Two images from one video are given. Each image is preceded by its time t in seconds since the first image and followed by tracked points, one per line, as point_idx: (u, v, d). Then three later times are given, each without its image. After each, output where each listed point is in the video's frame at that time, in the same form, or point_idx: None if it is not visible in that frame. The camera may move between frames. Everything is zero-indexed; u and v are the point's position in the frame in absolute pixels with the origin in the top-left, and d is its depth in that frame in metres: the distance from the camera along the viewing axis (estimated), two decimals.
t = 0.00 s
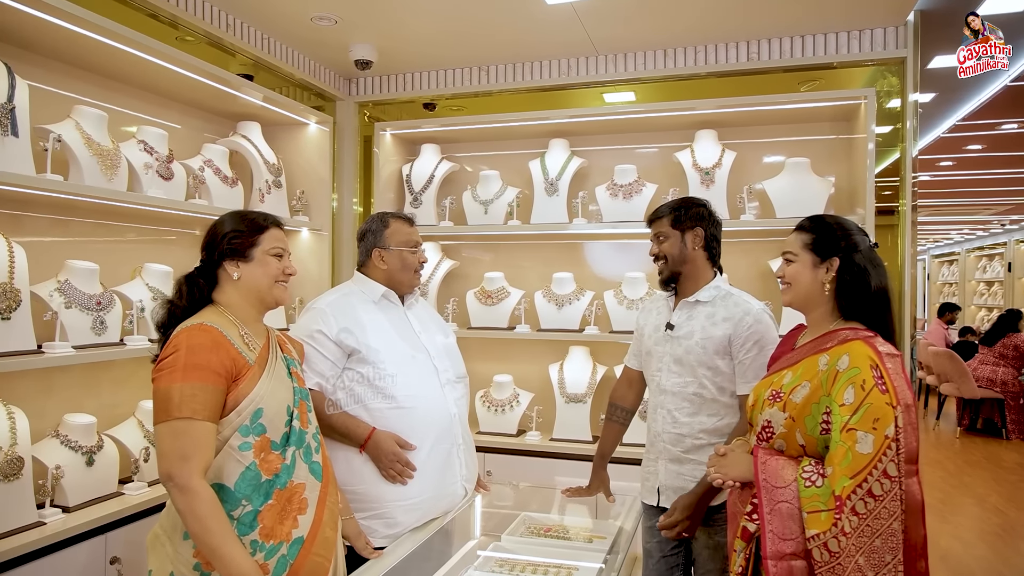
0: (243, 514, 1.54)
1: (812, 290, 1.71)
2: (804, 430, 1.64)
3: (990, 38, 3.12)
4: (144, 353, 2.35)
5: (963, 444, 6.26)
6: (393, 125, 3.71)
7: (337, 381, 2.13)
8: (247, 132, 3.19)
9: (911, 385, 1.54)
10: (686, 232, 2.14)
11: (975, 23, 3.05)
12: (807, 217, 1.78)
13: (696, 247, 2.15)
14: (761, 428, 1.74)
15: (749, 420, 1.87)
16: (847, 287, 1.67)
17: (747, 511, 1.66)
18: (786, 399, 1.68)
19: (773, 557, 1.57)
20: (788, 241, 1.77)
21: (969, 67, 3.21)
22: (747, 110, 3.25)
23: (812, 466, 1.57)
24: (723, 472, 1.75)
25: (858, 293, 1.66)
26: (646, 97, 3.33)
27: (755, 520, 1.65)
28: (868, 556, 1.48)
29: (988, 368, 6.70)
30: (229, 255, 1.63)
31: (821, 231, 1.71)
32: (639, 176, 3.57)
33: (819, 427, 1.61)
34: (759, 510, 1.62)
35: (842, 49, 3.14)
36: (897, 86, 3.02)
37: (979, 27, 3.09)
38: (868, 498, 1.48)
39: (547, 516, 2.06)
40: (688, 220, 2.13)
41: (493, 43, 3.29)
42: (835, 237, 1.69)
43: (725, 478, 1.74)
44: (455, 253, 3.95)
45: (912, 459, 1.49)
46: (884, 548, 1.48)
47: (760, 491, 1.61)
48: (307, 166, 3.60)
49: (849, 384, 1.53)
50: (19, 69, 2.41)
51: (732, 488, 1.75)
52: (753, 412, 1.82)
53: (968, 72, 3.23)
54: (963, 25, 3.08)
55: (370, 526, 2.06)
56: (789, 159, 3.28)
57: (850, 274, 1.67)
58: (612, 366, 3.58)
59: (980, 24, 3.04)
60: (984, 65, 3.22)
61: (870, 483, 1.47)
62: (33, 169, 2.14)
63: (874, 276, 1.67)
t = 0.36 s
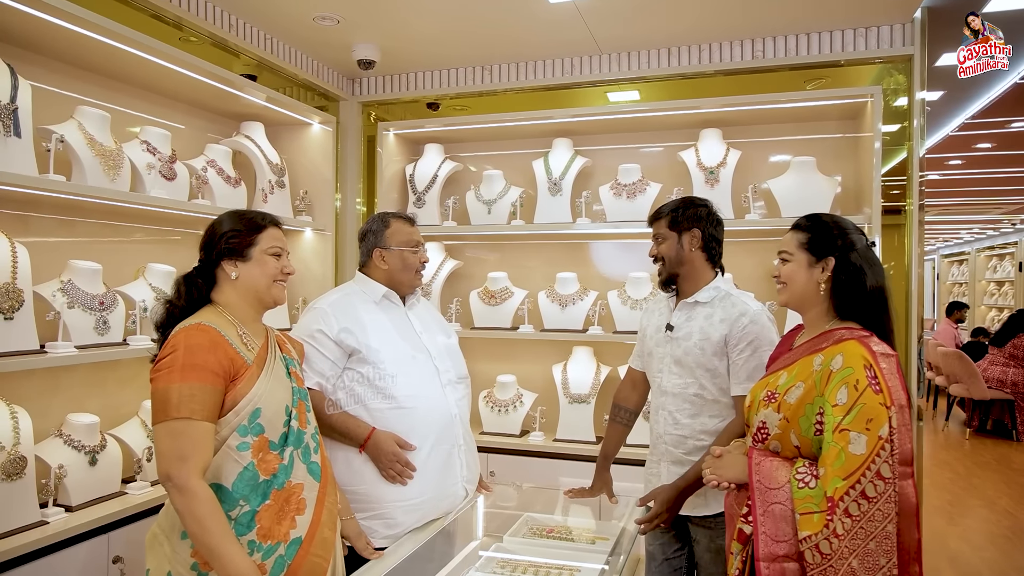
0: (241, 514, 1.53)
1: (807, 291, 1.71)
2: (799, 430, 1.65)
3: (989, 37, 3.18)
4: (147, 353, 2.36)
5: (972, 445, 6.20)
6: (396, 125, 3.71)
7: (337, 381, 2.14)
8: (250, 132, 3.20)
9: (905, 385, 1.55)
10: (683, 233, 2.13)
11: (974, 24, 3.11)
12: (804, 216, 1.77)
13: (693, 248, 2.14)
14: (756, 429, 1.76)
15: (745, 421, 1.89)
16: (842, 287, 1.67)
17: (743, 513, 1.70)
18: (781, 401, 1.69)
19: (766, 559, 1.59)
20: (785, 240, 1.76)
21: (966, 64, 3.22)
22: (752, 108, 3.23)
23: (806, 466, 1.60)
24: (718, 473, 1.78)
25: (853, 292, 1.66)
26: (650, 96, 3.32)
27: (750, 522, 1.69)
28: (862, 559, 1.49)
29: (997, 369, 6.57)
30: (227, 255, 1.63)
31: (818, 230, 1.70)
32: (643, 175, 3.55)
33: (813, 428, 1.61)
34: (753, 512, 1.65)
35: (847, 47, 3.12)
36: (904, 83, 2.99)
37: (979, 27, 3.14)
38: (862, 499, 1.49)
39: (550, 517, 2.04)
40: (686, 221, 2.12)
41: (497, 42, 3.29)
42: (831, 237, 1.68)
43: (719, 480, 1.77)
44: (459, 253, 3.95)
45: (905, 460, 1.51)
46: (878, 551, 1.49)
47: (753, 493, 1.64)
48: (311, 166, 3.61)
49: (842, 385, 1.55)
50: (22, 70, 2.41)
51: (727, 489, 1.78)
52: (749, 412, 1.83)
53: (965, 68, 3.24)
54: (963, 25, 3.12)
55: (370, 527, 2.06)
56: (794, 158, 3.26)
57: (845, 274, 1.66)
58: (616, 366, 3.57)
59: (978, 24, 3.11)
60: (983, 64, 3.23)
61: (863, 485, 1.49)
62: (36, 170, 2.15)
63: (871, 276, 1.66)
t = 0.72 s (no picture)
0: (240, 515, 1.53)
1: (805, 291, 1.69)
2: (799, 431, 1.63)
3: (991, 35, 2.82)
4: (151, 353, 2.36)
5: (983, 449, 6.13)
6: (401, 124, 3.71)
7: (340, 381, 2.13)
8: (256, 133, 3.20)
9: (905, 385, 1.55)
10: (690, 234, 2.09)
11: (973, 23, 2.85)
12: (802, 216, 1.76)
13: (700, 249, 2.11)
14: (756, 430, 1.74)
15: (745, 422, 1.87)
16: (839, 288, 1.66)
17: (744, 516, 1.69)
18: (781, 401, 1.67)
19: (766, 561, 1.58)
20: (782, 240, 1.74)
21: (966, 63, 2.88)
22: (759, 107, 3.21)
23: (807, 469, 1.58)
24: (718, 476, 1.77)
25: (852, 292, 1.64)
26: (656, 95, 3.30)
27: (751, 524, 1.67)
28: (863, 561, 1.48)
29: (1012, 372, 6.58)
30: (231, 255, 1.63)
31: (816, 230, 1.69)
32: (649, 175, 3.54)
33: (813, 429, 1.60)
34: (753, 514, 1.63)
35: (854, 45, 3.11)
36: (912, 82, 2.97)
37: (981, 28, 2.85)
38: (863, 500, 1.48)
39: (555, 518, 2.04)
40: (693, 221, 2.08)
41: (501, 41, 3.27)
42: (829, 238, 1.67)
43: (720, 482, 1.76)
44: (465, 253, 3.94)
45: (905, 461, 1.50)
46: (879, 553, 1.49)
47: (753, 495, 1.63)
48: (317, 167, 3.61)
49: (842, 384, 1.54)
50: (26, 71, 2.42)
51: (727, 492, 1.78)
52: (749, 413, 1.81)
53: (966, 67, 2.88)
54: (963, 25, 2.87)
55: (373, 526, 2.05)
56: (801, 158, 3.24)
57: (843, 274, 1.65)
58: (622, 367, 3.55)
59: (978, 23, 2.83)
60: (991, 62, 2.82)
61: (864, 486, 1.48)
62: (41, 171, 2.16)
63: (869, 276, 1.65)
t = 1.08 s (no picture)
0: (244, 516, 1.53)
1: (810, 291, 1.67)
2: (804, 433, 1.62)
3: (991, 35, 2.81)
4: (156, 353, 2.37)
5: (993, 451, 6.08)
6: (407, 124, 3.70)
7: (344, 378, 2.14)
8: (261, 133, 3.20)
9: (912, 386, 1.53)
10: (697, 236, 2.08)
11: (973, 23, 2.84)
12: (805, 215, 1.74)
13: (707, 251, 2.10)
14: (761, 431, 1.72)
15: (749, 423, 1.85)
16: (845, 287, 1.64)
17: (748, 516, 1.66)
18: (786, 402, 1.65)
19: (772, 564, 1.57)
20: (786, 240, 1.72)
21: (967, 63, 2.86)
22: (767, 105, 3.19)
23: (813, 470, 1.56)
24: (722, 477, 1.74)
25: (857, 292, 1.62)
26: (662, 94, 3.28)
27: (756, 526, 1.65)
28: (871, 564, 1.47)
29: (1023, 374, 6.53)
30: (237, 255, 1.63)
31: (820, 230, 1.66)
32: (656, 174, 3.52)
33: (819, 431, 1.59)
34: (758, 516, 1.62)
35: (863, 42, 3.07)
36: (922, 80, 2.94)
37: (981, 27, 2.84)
38: (871, 503, 1.47)
39: (561, 519, 2.02)
40: (699, 224, 2.07)
41: (506, 40, 3.26)
42: (835, 238, 1.65)
43: (724, 484, 1.73)
44: (471, 253, 3.93)
45: (912, 464, 1.48)
46: (887, 556, 1.47)
47: (759, 497, 1.61)
48: (322, 167, 3.61)
49: (848, 386, 1.52)
50: (32, 71, 2.43)
51: (731, 493, 1.74)
52: (752, 415, 1.79)
53: (966, 67, 2.86)
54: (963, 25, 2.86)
55: (377, 527, 2.06)
56: (809, 156, 3.21)
57: (849, 274, 1.63)
58: (628, 367, 3.54)
59: (979, 23, 2.83)
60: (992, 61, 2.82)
61: (872, 489, 1.46)
62: (46, 171, 2.17)
63: (875, 276, 1.63)
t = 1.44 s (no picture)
0: (249, 516, 1.52)
1: (816, 292, 1.65)
2: (813, 433, 1.59)
3: (992, 35, 2.84)
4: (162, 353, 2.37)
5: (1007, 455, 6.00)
6: (413, 124, 3.70)
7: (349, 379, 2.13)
8: (268, 133, 3.20)
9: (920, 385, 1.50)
10: (702, 235, 2.06)
11: (973, 23, 2.83)
12: (812, 215, 1.71)
13: (712, 250, 2.08)
14: (769, 431, 1.70)
15: (756, 423, 1.82)
16: (851, 288, 1.62)
17: (755, 516, 1.63)
18: (794, 402, 1.63)
19: (784, 565, 1.54)
20: (792, 240, 1.69)
21: (967, 62, 2.85)
22: (776, 104, 3.16)
23: (822, 470, 1.54)
24: (729, 476, 1.72)
25: (863, 293, 1.60)
26: (670, 92, 3.26)
27: (763, 525, 1.62)
28: (882, 564, 1.45)
29: None
30: (242, 255, 1.62)
31: (827, 230, 1.64)
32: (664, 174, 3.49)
33: (828, 431, 1.56)
34: (768, 516, 1.59)
35: (874, 39, 3.03)
36: (934, 77, 2.90)
37: (979, 28, 2.84)
38: (881, 503, 1.44)
39: (568, 521, 2.01)
40: (704, 222, 2.04)
41: (513, 39, 3.25)
42: (841, 237, 1.63)
43: (731, 484, 1.71)
44: (478, 252, 3.92)
45: (924, 463, 1.46)
46: (899, 555, 1.45)
47: (768, 497, 1.58)
48: (329, 166, 3.60)
49: (858, 386, 1.50)
50: (41, 72, 2.44)
51: (738, 493, 1.72)
52: (759, 415, 1.77)
53: (966, 67, 2.86)
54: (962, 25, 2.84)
55: (382, 528, 2.05)
56: (819, 155, 3.17)
57: (855, 274, 1.61)
58: (636, 367, 3.51)
59: (979, 23, 2.83)
60: (992, 61, 2.86)
61: (883, 489, 1.44)
62: (53, 171, 2.17)
63: (882, 276, 1.61)
